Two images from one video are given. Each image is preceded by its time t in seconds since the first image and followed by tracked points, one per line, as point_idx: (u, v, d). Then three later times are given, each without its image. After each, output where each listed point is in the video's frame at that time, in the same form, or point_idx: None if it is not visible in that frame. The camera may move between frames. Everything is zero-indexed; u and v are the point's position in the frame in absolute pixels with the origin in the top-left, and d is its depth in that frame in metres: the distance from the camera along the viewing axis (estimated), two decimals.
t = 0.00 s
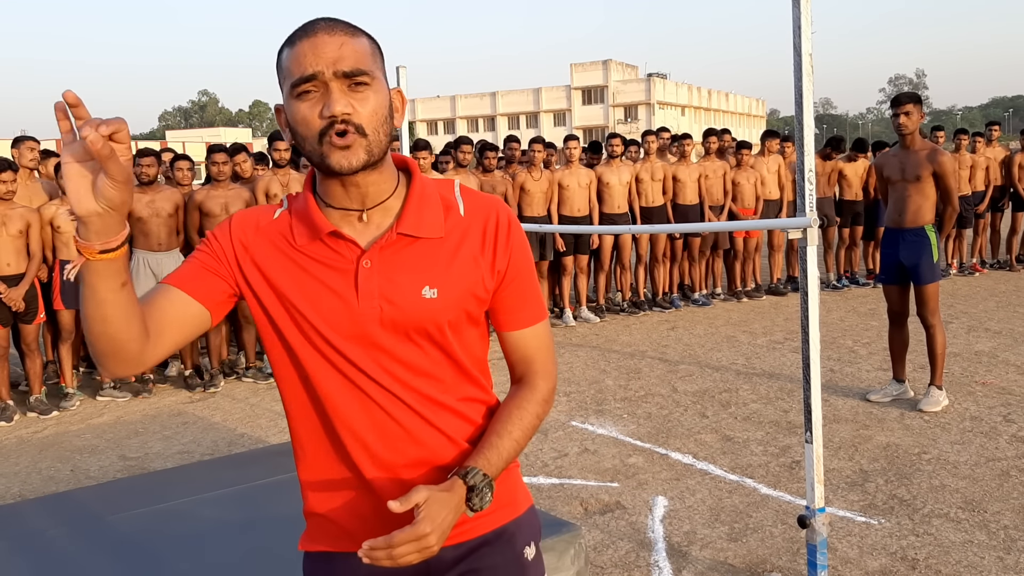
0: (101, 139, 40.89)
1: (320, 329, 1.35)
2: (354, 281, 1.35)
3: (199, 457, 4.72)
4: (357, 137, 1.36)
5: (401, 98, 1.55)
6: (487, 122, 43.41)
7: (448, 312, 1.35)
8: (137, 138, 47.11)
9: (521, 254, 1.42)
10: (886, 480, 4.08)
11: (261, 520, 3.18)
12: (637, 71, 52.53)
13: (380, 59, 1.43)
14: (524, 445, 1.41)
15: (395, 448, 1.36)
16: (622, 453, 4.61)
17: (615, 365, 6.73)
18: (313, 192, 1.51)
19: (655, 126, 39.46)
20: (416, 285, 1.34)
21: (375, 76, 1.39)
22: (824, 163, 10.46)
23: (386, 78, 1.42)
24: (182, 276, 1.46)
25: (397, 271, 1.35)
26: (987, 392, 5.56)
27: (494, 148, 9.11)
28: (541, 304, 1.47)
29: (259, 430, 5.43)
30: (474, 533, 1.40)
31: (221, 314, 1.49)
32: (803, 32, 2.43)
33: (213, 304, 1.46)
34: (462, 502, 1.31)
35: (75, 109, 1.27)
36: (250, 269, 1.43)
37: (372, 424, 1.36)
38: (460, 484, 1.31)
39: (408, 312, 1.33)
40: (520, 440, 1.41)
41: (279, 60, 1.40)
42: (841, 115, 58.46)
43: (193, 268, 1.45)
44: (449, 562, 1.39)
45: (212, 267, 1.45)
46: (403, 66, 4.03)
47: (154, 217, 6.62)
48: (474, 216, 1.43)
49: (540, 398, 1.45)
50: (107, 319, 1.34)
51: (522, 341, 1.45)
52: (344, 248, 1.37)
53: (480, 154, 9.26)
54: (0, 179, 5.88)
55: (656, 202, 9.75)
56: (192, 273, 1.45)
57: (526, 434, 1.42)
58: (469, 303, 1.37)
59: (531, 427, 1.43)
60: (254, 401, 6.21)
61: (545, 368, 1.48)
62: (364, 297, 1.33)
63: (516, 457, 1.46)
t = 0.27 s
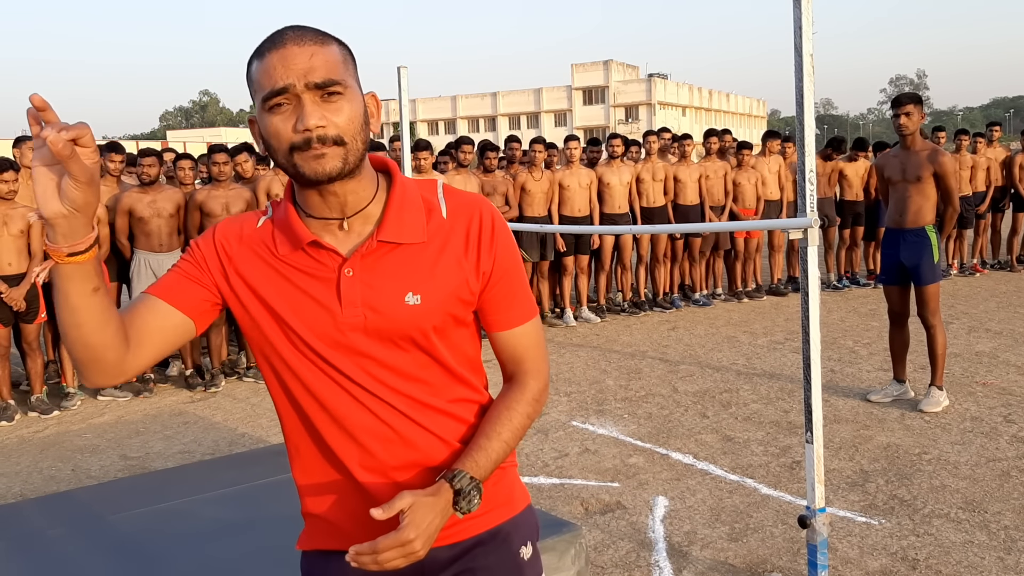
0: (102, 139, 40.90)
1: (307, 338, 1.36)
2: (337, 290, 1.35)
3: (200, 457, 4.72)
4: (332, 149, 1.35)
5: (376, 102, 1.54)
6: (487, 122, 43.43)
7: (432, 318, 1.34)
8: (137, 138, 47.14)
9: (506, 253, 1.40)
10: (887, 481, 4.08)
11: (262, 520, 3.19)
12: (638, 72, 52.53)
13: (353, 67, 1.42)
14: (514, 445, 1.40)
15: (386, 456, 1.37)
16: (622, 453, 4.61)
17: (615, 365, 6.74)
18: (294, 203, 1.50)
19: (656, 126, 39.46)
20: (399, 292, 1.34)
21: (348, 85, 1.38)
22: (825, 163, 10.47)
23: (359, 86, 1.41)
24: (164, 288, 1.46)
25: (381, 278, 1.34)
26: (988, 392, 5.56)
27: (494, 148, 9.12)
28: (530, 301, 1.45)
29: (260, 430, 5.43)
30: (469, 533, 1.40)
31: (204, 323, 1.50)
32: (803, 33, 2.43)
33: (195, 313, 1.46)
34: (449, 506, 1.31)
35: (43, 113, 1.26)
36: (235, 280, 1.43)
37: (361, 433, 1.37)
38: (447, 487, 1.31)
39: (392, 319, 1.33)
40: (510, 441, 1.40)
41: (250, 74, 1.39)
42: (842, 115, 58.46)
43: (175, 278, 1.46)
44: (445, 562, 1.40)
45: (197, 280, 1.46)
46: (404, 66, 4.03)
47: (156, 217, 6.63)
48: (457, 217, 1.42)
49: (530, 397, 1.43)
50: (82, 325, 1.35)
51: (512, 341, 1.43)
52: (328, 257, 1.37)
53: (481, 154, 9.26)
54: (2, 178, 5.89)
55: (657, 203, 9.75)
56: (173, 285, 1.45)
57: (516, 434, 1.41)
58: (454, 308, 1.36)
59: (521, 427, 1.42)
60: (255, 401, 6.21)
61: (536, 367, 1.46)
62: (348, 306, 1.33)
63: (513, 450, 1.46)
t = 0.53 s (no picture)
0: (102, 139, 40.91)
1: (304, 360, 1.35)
2: (329, 311, 1.34)
3: (200, 457, 4.73)
4: (314, 171, 1.35)
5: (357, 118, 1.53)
6: (487, 122, 43.43)
7: (424, 332, 1.34)
8: (137, 138, 47.14)
9: (494, 258, 1.40)
10: (886, 481, 4.08)
11: (261, 519, 3.19)
12: (638, 72, 52.54)
13: (332, 86, 1.41)
14: (509, 448, 1.40)
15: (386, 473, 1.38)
16: (622, 453, 4.61)
17: (615, 365, 6.74)
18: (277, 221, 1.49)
19: (656, 126, 39.47)
20: (391, 308, 1.33)
21: (328, 105, 1.38)
22: (825, 163, 10.47)
23: (340, 106, 1.41)
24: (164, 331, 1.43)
25: (372, 295, 1.34)
26: (988, 392, 5.56)
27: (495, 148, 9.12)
28: (521, 302, 1.44)
29: (260, 429, 5.44)
30: (470, 532, 1.40)
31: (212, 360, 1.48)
32: (803, 33, 2.43)
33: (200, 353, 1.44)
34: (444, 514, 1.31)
35: None
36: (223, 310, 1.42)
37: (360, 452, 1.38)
38: (442, 494, 1.31)
39: (385, 336, 1.33)
40: (505, 444, 1.40)
41: (228, 94, 1.38)
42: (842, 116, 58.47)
43: (174, 324, 1.43)
44: (443, 562, 1.40)
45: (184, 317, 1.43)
46: (405, 66, 4.03)
47: (155, 217, 6.62)
48: (444, 225, 1.41)
49: (524, 400, 1.43)
50: (92, 422, 1.34)
51: (504, 346, 1.42)
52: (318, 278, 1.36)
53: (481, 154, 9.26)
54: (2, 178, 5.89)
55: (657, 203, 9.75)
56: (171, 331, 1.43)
57: (510, 437, 1.40)
58: (446, 319, 1.36)
59: (516, 430, 1.42)
60: (255, 400, 6.21)
61: (531, 369, 1.45)
62: (342, 327, 1.33)
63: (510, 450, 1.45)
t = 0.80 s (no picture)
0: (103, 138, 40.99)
1: (308, 338, 1.34)
2: (338, 286, 1.35)
3: (201, 456, 4.73)
4: (328, 137, 1.38)
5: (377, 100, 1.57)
6: (488, 122, 43.44)
7: (433, 308, 1.36)
8: (138, 137, 47.17)
9: (501, 243, 1.43)
10: (887, 481, 4.08)
11: (262, 519, 3.19)
12: (639, 72, 52.53)
13: (356, 61, 1.45)
14: (514, 436, 1.43)
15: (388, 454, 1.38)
16: (623, 453, 4.61)
17: (616, 365, 6.74)
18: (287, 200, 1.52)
19: (657, 126, 39.45)
20: (400, 283, 1.35)
21: (349, 78, 1.41)
22: (827, 163, 10.47)
23: (361, 81, 1.44)
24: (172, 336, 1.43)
25: (382, 272, 1.36)
26: (989, 393, 5.56)
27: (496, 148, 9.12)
28: (525, 292, 1.47)
29: (261, 429, 5.44)
30: (473, 533, 1.41)
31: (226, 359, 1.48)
32: (805, 33, 2.43)
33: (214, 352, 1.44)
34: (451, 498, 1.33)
35: None
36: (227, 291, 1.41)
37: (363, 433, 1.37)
38: (448, 476, 1.33)
39: (394, 310, 1.34)
40: (510, 431, 1.42)
41: (255, 55, 1.42)
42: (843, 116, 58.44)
43: (182, 326, 1.42)
44: (443, 565, 1.39)
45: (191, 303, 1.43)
46: (406, 66, 4.04)
47: (156, 216, 6.62)
48: (452, 208, 1.45)
49: (529, 387, 1.45)
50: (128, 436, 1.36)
51: (509, 332, 1.45)
52: (326, 256, 1.38)
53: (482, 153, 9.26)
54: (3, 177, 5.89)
55: (658, 203, 9.75)
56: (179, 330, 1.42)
57: (515, 425, 1.43)
58: (454, 298, 1.38)
59: (521, 418, 1.44)
60: (256, 400, 6.21)
61: (533, 357, 1.47)
62: (350, 301, 1.34)
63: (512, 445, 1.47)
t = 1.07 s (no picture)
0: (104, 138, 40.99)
1: (311, 324, 1.33)
2: (346, 274, 1.35)
3: (201, 456, 4.73)
4: (348, 119, 1.36)
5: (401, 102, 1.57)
6: (489, 121, 43.43)
7: (441, 301, 1.36)
8: (140, 137, 47.20)
9: (512, 247, 1.45)
10: (887, 481, 4.07)
11: (262, 518, 3.19)
12: (640, 72, 52.52)
13: (389, 58, 1.45)
14: (519, 443, 1.44)
15: (387, 443, 1.37)
16: (623, 453, 4.61)
17: (617, 365, 6.74)
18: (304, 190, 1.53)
19: (658, 126, 39.44)
20: (408, 275, 1.36)
21: (379, 70, 1.40)
22: (828, 162, 10.46)
23: (389, 76, 1.43)
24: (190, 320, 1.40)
25: (390, 264, 1.36)
26: (990, 393, 5.55)
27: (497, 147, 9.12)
28: (530, 299, 1.49)
29: (261, 428, 5.44)
30: (469, 538, 1.40)
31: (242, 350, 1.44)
32: (806, 33, 2.43)
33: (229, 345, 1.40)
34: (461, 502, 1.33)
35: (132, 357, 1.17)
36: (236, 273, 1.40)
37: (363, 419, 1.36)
38: (460, 485, 1.33)
39: (401, 303, 1.34)
40: (516, 438, 1.44)
41: (291, 35, 1.42)
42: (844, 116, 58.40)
43: (202, 314, 1.40)
44: (442, 569, 1.39)
45: (200, 283, 1.42)
46: (407, 66, 4.04)
47: (156, 215, 6.62)
48: (463, 208, 1.45)
49: (532, 393, 1.47)
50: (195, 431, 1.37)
51: (513, 335, 1.47)
52: (335, 244, 1.39)
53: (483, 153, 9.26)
54: (4, 176, 5.89)
55: (658, 202, 9.74)
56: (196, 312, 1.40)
57: (521, 432, 1.45)
58: (462, 294, 1.39)
59: (526, 424, 1.46)
60: (256, 399, 6.21)
61: (536, 363, 1.49)
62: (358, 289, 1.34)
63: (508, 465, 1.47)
